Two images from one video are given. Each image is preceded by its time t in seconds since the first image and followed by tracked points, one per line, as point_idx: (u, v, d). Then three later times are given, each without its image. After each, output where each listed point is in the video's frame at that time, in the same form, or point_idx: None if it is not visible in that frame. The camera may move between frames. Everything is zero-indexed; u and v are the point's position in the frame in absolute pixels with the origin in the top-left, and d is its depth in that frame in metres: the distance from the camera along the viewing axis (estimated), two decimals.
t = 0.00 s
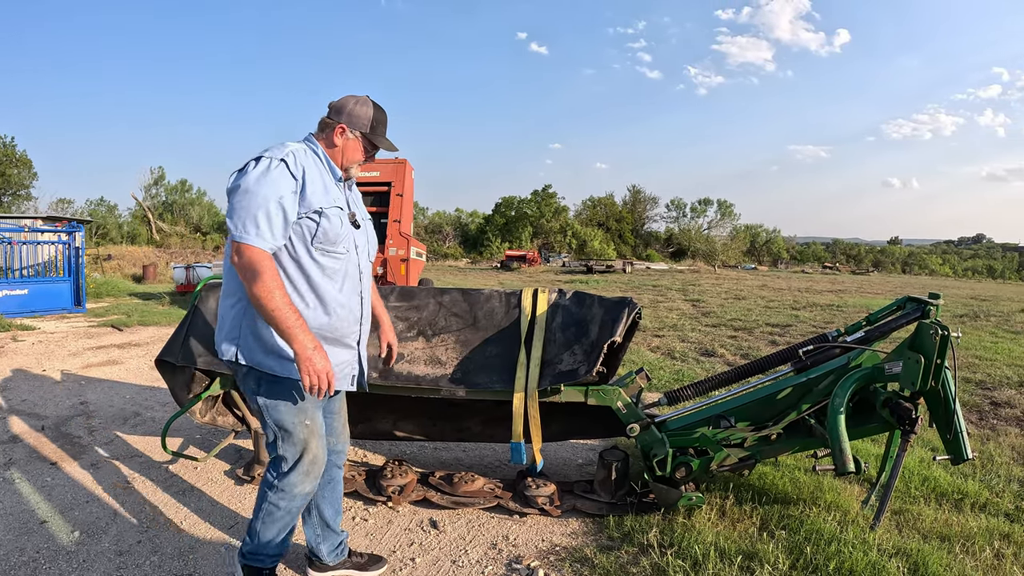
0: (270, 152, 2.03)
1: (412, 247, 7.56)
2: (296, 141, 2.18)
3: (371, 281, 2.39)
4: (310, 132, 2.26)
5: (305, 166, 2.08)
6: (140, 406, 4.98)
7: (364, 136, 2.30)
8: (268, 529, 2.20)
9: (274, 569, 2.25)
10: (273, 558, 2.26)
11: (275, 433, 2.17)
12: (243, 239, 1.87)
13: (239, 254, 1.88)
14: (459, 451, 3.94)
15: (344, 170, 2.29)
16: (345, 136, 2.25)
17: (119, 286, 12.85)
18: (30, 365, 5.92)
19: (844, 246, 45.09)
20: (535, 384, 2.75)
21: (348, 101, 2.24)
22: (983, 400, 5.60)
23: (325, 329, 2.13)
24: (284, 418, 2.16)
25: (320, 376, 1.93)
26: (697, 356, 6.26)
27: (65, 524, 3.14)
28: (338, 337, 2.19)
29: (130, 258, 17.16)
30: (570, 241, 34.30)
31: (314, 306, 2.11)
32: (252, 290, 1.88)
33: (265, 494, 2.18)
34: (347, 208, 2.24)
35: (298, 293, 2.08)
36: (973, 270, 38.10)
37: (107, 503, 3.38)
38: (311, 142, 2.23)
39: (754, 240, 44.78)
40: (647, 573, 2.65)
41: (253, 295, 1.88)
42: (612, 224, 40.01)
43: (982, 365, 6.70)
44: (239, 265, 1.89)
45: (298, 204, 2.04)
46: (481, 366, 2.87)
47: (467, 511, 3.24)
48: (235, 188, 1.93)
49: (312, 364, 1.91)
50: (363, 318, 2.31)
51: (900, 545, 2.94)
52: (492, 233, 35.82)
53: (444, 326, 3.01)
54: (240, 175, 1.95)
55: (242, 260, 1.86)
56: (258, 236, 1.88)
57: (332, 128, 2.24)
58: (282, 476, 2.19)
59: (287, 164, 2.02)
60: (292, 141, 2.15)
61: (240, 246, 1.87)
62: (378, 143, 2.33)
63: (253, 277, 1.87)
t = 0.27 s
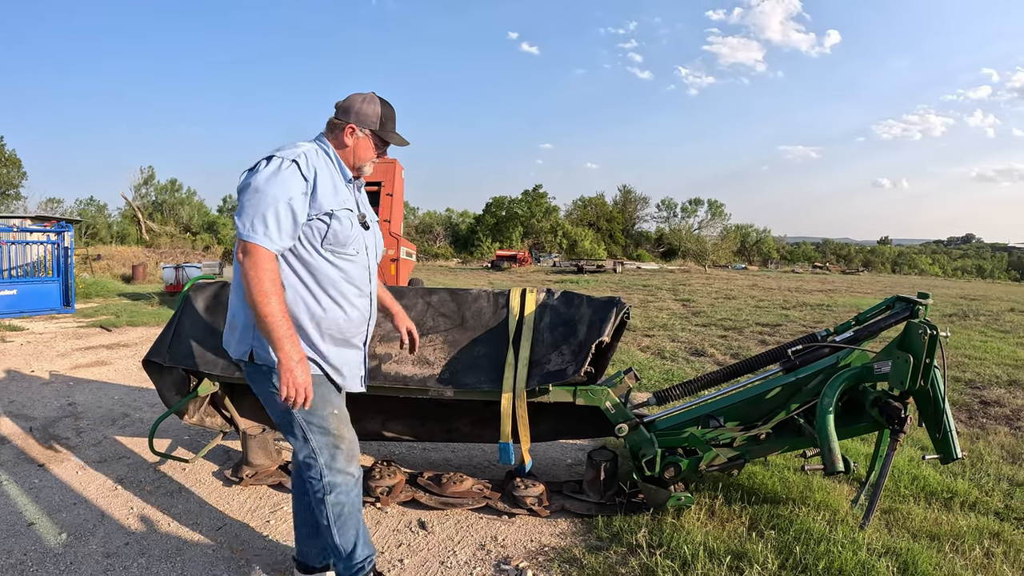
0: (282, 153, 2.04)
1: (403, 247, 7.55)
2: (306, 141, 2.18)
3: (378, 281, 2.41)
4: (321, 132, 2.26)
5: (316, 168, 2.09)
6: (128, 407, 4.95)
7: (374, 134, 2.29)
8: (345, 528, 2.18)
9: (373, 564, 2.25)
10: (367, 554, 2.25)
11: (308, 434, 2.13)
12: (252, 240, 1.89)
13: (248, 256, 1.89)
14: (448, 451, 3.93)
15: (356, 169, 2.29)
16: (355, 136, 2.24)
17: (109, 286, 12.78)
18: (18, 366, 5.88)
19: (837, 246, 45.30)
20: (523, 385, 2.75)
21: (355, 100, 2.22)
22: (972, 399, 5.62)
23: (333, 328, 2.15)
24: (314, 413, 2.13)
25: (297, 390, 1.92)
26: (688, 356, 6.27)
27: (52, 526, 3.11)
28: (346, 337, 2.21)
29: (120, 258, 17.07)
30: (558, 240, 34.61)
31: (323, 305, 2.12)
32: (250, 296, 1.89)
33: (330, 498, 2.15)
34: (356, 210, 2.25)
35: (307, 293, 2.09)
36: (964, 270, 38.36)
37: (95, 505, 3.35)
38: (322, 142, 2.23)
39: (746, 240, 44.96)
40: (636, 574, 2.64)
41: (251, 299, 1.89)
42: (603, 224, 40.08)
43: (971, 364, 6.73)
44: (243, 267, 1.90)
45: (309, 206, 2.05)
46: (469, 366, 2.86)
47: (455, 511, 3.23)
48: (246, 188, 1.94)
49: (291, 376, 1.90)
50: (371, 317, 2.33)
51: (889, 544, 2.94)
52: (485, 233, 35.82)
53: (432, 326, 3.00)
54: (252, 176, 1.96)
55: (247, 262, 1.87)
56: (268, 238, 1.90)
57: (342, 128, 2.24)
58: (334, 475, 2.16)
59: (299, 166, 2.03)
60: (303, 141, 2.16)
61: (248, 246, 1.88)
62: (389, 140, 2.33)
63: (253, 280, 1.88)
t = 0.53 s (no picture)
0: (300, 165, 1.99)
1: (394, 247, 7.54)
2: (322, 148, 2.13)
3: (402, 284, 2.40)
4: (333, 136, 2.21)
5: (336, 179, 2.05)
6: (118, 408, 4.92)
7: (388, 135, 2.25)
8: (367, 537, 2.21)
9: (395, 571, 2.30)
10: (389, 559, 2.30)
11: (331, 450, 2.13)
12: (270, 263, 1.87)
13: (265, 281, 1.87)
14: (438, 452, 3.92)
15: (373, 171, 2.25)
16: (371, 138, 2.19)
17: (100, 286, 12.72)
18: (7, 366, 5.84)
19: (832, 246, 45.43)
20: (511, 386, 2.75)
21: (368, 101, 2.17)
22: (963, 398, 5.64)
23: (364, 337, 2.15)
24: (338, 429, 2.14)
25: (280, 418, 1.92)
26: (679, 356, 6.27)
27: (40, 528, 3.09)
28: (377, 346, 2.22)
29: (111, 258, 16.99)
30: (551, 240, 34.71)
31: (353, 316, 2.12)
32: (259, 326, 1.89)
33: (351, 511, 2.17)
34: (378, 217, 2.22)
35: (334, 306, 2.08)
36: (957, 270, 38.54)
37: (83, 507, 3.33)
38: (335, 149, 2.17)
39: (740, 240, 45.09)
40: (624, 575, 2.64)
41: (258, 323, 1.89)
42: (595, 224, 40.15)
43: (961, 364, 6.75)
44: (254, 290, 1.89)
45: (334, 219, 2.02)
46: (457, 367, 2.86)
47: (444, 512, 3.22)
48: (264, 206, 1.90)
49: (278, 404, 1.91)
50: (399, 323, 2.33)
51: (879, 544, 2.94)
52: (479, 233, 35.81)
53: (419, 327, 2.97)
54: (271, 193, 1.92)
55: (260, 290, 1.87)
56: (288, 259, 1.88)
57: (355, 131, 2.19)
58: (355, 489, 2.17)
59: (318, 179, 1.98)
60: (319, 149, 2.10)
61: (265, 268, 1.87)
62: (403, 140, 2.30)
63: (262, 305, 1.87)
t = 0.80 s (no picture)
0: (335, 170, 1.99)
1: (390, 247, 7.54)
2: (347, 150, 2.13)
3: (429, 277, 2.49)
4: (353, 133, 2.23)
5: (370, 180, 2.08)
6: (113, 408, 4.92)
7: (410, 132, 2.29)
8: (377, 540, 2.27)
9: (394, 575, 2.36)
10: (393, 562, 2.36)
11: (363, 453, 2.17)
12: (329, 271, 1.86)
13: (329, 291, 1.86)
14: (433, 452, 3.93)
15: (395, 167, 2.30)
16: (392, 135, 2.24)
17: (95, 286, 12.70)
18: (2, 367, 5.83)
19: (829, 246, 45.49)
20: (505, 387, 2.78)
21: (390, 98, 2.21)
22: (959, 399, 5.65)
23: (413, 333, 2.22)
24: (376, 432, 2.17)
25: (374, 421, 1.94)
26: (674, 356, 6.27)
27: (34, 529, 3.09)
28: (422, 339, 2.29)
29: (107, 258, 16.97)
30: (547, 240, 34.77)
31: (402, 314, 2.18)
32: (331, 336, 1.87)
33: (369, 513, 2.23)
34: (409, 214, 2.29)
35: (385, 307, 2.13)
36: (954, 270, 38.62)
37: (78, 507, 3.33)
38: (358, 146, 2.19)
39: (737, 240, 45.14)
40: None
41: (330, 335, 1.87)
42: (592, 225, 40.14)
43: (957, 364, 6.76)
44: (321, 302, 1.87)
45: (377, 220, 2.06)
46: (450, 368, 2.85)
47: (438, 513, 3.22)
48: (311, 215, 1.88)
49: (371, 410, 1.91)
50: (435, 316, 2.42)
51: (874, 545, 2.94)
52: (476, 233, 35.79)
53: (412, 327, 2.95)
54: (315, 201, 1.90)
55: (327, 300, 1.85)
56: (349, 266, 1.89)
57: (377, 128, 2.22)
58: (378, 492, 2.22)
59: (357, 182, 2.00)
60: (345, 151, 2.11)
61: (331, 278, 1.85)
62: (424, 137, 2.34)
63: (333, 317, 1.86)
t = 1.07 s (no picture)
0: (372, 170, 2.06)
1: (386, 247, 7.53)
2: (376, 150, 2.19)
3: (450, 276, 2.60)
4: (379, 137, 2.28)
5: (404, 180, 2.17)
6: (109, 409, 4.90)
7: (434, 135, 2.34)
8: (383, 537, 2.29)
9: None
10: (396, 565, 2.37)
11: (380, 447, 2.23)
12: (385, 264, 1.92)
13: (385, 281, 1.92)
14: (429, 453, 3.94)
15: (419, 170, 2.34)
16: (417, 138, 2.29)
17: (91, 287, 12.67)
18: None
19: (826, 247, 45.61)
20: (502, 387, 2.79)
21: (415, 102, 2.27)
22: (955, 399, 5.67)
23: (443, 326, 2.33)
24: (398, 426, 2.24)
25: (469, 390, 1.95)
26: (670, 357, 6.28)
27: (30, 530, 3.07)
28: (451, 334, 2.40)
29: (103, 258, 16.94)
30: (543, 240, 34.77)
31: (435, 308, 2.29)
32: (398, 322, 1.93)
33: (379, 508, 2.27)
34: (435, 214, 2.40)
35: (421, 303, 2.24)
36: (949, 270, 38.77)
37: (74, 508, 3.32)
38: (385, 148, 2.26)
39: (733, 240, 45.21)
40: None
41: (395, 321, 1.93)
42: (588, 225, 40.17)
43: (953, 364, 6.78)
44: (380, 291, 1.92)
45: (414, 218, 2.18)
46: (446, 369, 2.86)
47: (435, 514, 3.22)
48: (358, 211, 1.94)
49: (463, 379, 1.93)
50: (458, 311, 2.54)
51: (870, 545, 2.95)
52: (472, 233, 35.76)
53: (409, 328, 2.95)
54: (359, 199, 1.97)
55: (387, 289, 1.91)
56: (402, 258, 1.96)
57: (403, 131, 2.28)
58: (389, 489, 2.27)
59: (393, 181, 2.08)
60: (374, 152, 2.17)
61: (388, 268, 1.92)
62: (449, 140, 2.38)
63: (395, 304, 1.92)
